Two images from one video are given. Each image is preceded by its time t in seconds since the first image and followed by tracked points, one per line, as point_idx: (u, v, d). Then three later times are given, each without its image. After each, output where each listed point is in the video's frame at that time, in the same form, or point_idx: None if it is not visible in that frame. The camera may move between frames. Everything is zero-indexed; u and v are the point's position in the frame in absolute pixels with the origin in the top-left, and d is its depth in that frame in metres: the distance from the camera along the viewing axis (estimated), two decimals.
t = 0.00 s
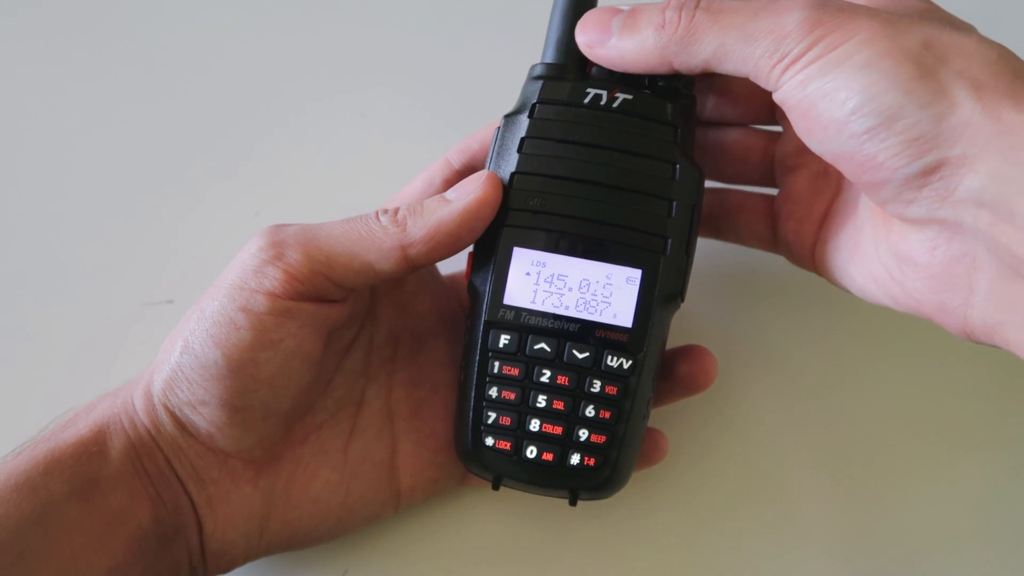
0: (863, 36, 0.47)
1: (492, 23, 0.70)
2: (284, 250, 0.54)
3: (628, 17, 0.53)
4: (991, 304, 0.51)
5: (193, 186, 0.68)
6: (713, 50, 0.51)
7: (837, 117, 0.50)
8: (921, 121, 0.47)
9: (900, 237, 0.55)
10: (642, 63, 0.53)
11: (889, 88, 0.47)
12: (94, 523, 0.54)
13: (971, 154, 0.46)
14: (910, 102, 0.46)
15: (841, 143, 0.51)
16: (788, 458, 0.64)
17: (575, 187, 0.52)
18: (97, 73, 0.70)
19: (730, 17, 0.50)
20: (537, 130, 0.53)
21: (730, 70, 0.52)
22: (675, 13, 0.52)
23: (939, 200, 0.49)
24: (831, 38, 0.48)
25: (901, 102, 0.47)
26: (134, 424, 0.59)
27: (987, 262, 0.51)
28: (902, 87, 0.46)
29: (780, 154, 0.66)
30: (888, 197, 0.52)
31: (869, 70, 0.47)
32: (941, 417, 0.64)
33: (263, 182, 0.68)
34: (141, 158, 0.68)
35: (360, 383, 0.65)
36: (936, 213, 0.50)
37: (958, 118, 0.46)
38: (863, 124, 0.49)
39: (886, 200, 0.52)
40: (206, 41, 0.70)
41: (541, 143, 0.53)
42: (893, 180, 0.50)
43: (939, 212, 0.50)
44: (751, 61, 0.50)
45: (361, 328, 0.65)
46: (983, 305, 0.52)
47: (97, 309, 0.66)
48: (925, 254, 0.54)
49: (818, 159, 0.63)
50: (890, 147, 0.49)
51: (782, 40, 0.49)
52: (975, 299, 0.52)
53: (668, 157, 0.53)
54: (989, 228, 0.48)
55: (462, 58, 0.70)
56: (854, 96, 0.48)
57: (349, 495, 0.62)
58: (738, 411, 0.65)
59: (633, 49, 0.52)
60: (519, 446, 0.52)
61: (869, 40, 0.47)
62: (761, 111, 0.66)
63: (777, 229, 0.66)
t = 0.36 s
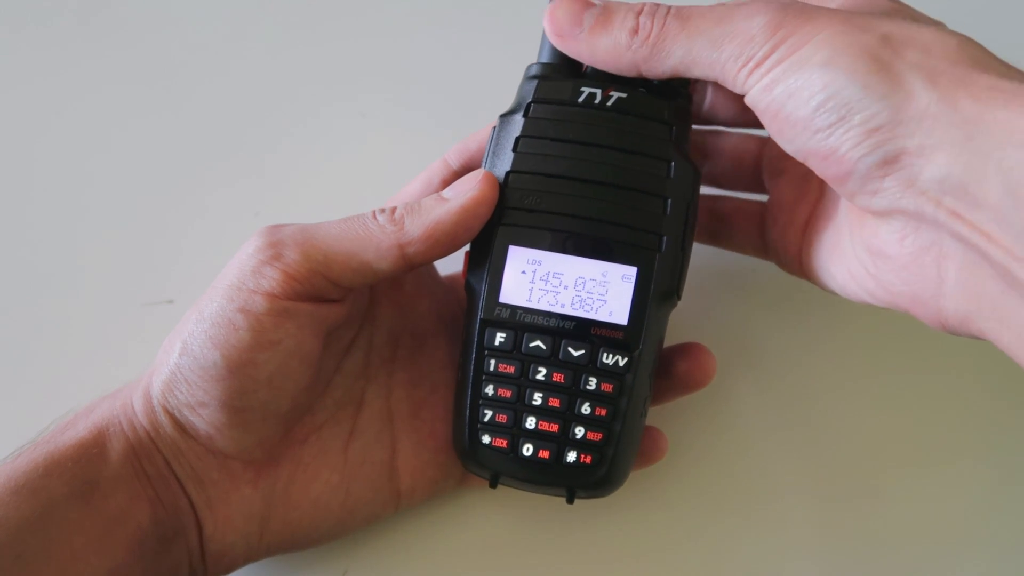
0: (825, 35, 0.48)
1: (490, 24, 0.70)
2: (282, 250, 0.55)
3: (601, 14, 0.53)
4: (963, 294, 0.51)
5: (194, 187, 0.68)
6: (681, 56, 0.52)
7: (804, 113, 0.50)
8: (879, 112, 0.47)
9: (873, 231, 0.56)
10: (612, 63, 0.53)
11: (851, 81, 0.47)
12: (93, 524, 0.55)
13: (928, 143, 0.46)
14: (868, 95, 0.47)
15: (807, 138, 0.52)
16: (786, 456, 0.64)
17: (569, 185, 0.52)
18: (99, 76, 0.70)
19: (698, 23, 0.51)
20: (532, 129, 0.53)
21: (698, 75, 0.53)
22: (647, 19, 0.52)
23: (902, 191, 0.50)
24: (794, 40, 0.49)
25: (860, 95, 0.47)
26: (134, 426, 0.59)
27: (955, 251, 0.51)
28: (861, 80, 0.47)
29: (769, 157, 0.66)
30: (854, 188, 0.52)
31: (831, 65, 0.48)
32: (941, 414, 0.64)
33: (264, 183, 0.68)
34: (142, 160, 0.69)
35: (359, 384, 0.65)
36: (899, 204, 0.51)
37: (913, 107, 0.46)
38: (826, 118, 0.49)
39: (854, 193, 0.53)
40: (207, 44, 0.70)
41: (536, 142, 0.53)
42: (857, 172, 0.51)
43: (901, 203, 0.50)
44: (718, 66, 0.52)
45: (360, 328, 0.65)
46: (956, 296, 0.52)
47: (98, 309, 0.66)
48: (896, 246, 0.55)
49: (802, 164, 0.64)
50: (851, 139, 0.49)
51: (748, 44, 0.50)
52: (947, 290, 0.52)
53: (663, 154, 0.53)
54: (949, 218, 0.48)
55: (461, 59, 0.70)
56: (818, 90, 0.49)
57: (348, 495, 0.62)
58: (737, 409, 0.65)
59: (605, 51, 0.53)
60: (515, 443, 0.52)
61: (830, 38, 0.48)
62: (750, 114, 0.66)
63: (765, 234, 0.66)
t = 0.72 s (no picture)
0: (869, 42, 0.47)
1: (487, 23, 0.70)
2: (280, 250, 0.54)
3: (631, 9, 0.53)
4: (999, 319, 0.50)
5: (192, 186, 0.68)
6: (711, 46, 0.51)
7: (846, 124, 0.49)
8: (932, 129, 0.47)
9: (905, 250, 0.55)
10: (639, 55, 0.53)
11: (901, 95, 0.47)
12: (93, 526, 0.54)
13: (983, 164, 0.46)
14: (922, 110, 0.47)
15: (849, 150, 0.51)
16: (786, 451, 0.64)
17: (570, 183, 0.52)
18: (94, 74, 0.69)
19: (734, 12, 0.50)
20: (532, 127, 0.53)
21: (727, 68, 0.52)
22: (677, 5, 0.52)
23: (948, 211, 0.49)
24: (839, 46, 0.48)
25: (912, 110, 0.47)
26: (133, 427, 0.59)
27: (993, 278, 0.50)
28: (913, 94, 0.46)
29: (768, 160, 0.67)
30: (895, 205, 0.52)
31: (880, 78, 0.47)
32: (939, 409, 0.65)
33: (262, 182, 0.68)
34: (138, 158, 0.68)
35: (358, 384, 0.65)
36: (944, 225, 0.50)
37: (969, 126, 0.46)
38: (872, 131, 0.49)
39: (892, 210, 0.52)
40: (203, 42, 0.70)
41: (536, 140, 0.53)
42: (902, 189, 0.50)
43: (946, 224, 0.50)
44: (752, 60, 0.50)
45: (359, 328, 0.65)
46: (989, 323, 0.51)
47: (97, 309, 0.65)
48: (932, 270, 0.53)
49: (805, 171, 0.64)
50: (901, 155, 0.48)
51: (780, 43, 0.49)
52: (981, 316, 0.52)
53: (663, 152, 0.53)
54: (996, 241, 0.48)
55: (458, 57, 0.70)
56: (864, 102, 0.48)
57: (349, 496, 0.62)
58: (736, 406, 0.65)
59: (630, 42, 0.52)
60: (518, 442, 0.52)
61: (871, 49, 0.47)
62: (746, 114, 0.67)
63: (765, 236, 0.66)
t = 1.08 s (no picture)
0: (903, 37, 0.47)
1: (488, 22, 0.70)
2: (278, 249, 0.54)
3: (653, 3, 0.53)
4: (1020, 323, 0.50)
5: (191, 187, 0.68)
6: (736, 26, 0.50)
7: (873, 122, 0.49)
8: (963, 130, 0.46)
9: (922, 254, 0.54)
10: (665, 44, 0.52)
11: (934, 94, 0.46)
12: (94, 525, 0.54)
13: (1012, 166, 0.46)
14: (956, 109, 0.46)
15: (874, 148, 0.50)
16: (786, 453, 0.64)
17: (570, 185, 0.52)
18: (94, 73, 0.69)
19: None
20: (531, 129, 0.53)
21: (751, 53, 0.51)
22: None
23: (973, 214, 0.48)
24: (869, 41, 0.47)
25: (945, 110, 0.46)
26: (133, 425, 0.59)
27: (1016, 282, 0.49)
28: (946, 95, 0.46)
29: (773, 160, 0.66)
30: (920, 206, 0.51)
31: (911, 76, 0.46)
32: (940, 410, 0.65)
33: (262, 182, 0.68)
34: (138, 158, 0.68)
35: (358, 384, 0.65)
36: (968, 229, 0.49)
37: (1001, 129, 0.45)
38: (901, 129, 0.48)
39: (915, 210, 0.51)
40: (202, 42, 0.70)
41: (536, 142, 0.53)
42: (927, 191, 0.49)
43: (970, 227, 0.49)
44: (773, 49, 0.50)
45: (358, 328, 0.65)
46: (1010, 326, 0.51)
47: (97, 310, 0.65)
48: (952, 274, 0.52)
49: (811, 172, 0.63)
50: (930, 155, 0.48)
51: (805, 30, 0.48)
52: (1003, 319, 0.51)
53: (664, 154, 0.53)
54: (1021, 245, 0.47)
55: (459, 57, 0.69)
56: (893, 100, 0.47)
57: (349, 496, 0.62)
58: (736, 407, 0.65)
59: (655, 29, 0.52)
60: (518, 445, 0.52)
61: (904, 44, 0.47)
62: (750, 115, 0.67)
63: (769, 237, 0.66)
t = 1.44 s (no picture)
0: (879, 42, 0.47)
1: (488, 24, 0.70)
2: (278, 248, 0.54)
3: (643, 8, 0.53)
4: (1000, 317, 0.51)
5: (192, 188, 0.68)
6: (724, 38, 0.50)
7: (847, 123, 0.49)
8: (932, 131, 0.47)
9: (907, 248, 0.55)
10: (655, 53, 0.53)
11: (904, 97, 0.46)
12: (93, 523, 0.54)
13: (981, 167, 0.46)
14: (924, 112, 0.46)
15: (848, 150, 0.50)
16: (785, 454, 0.64)
17: (569, 185, 0.52)
18: (96, 75, 0.70)
19: (745, 5, 0.49)
20: (531, 129, 0.53)
21: (739, 62, 0.51)
22: None
23: (948, 211, 0.49)
24: (843, 43, 0.47)
25: (914, 112, 0.46)
26: (133, 424, 0.59)
27: (996, 275, 0.51)
28: (915, 97, 0.46)
29: (778, 156, 0.66)
30: (894, 206, 0.52)
31: (883, 79, 0.47)
32: (940, 411, 0.65)
33: (262, 183, 0.68)
34: (139, 159, 0.68)
35: (358, 384, 0.65)
36: (942, 225, 0.50)
37: (969, 131, 0.46)
38: (872, 132, 0.48)
39: (892, 209, 0.52)
40: (203, 44, 0.70)
41: (535, 142, 0.53)
42: (899, 191, 0.50)
43: (946, 224, 0.50)
44: (762, 57, 0.50)
45: (358, 328, 0.65)
46: (992, 320, 0.52)
47: (97, 310, 0.66)
48: (934, 267, 0.54)
49: (814, 165, 0.63)
50: (899, 157, 0.48)
51: (792, 42, 0.48)
52: (983, 313, 0.52)
53: (663, 154, 0.53)
54: (995, 240, 0.48)
55: (459, 58, 0.69)
56: (866, 102, 0.48)
57: (348, 495, 0.62)
58: (736, 407, 0.65)
59: (645, 37, 0.52)
60: (517, 445, 0.52)
61: (880, 48, 0.47)
62: (758, 110, 0.66)
63: (774, 234, 0.66)
